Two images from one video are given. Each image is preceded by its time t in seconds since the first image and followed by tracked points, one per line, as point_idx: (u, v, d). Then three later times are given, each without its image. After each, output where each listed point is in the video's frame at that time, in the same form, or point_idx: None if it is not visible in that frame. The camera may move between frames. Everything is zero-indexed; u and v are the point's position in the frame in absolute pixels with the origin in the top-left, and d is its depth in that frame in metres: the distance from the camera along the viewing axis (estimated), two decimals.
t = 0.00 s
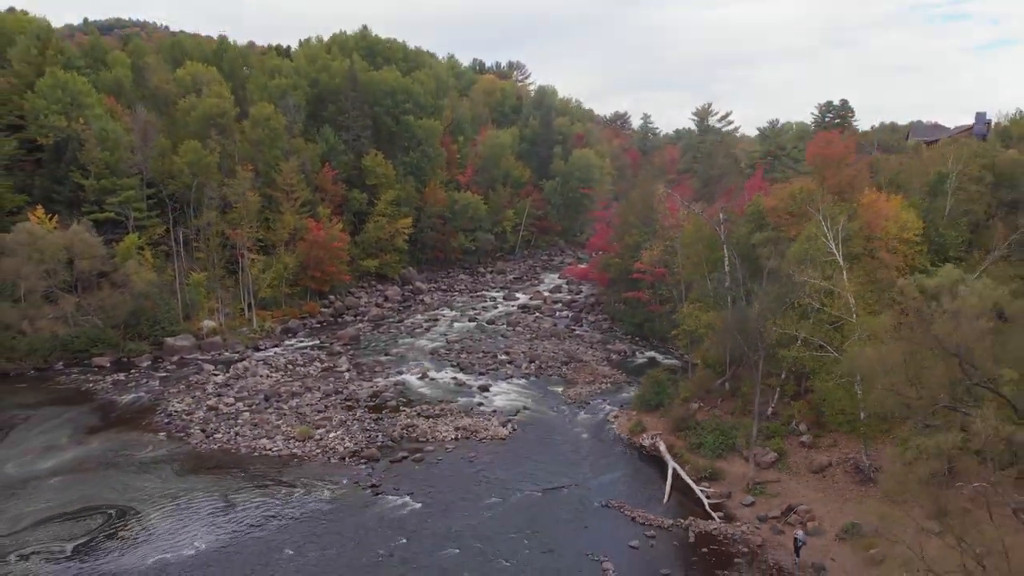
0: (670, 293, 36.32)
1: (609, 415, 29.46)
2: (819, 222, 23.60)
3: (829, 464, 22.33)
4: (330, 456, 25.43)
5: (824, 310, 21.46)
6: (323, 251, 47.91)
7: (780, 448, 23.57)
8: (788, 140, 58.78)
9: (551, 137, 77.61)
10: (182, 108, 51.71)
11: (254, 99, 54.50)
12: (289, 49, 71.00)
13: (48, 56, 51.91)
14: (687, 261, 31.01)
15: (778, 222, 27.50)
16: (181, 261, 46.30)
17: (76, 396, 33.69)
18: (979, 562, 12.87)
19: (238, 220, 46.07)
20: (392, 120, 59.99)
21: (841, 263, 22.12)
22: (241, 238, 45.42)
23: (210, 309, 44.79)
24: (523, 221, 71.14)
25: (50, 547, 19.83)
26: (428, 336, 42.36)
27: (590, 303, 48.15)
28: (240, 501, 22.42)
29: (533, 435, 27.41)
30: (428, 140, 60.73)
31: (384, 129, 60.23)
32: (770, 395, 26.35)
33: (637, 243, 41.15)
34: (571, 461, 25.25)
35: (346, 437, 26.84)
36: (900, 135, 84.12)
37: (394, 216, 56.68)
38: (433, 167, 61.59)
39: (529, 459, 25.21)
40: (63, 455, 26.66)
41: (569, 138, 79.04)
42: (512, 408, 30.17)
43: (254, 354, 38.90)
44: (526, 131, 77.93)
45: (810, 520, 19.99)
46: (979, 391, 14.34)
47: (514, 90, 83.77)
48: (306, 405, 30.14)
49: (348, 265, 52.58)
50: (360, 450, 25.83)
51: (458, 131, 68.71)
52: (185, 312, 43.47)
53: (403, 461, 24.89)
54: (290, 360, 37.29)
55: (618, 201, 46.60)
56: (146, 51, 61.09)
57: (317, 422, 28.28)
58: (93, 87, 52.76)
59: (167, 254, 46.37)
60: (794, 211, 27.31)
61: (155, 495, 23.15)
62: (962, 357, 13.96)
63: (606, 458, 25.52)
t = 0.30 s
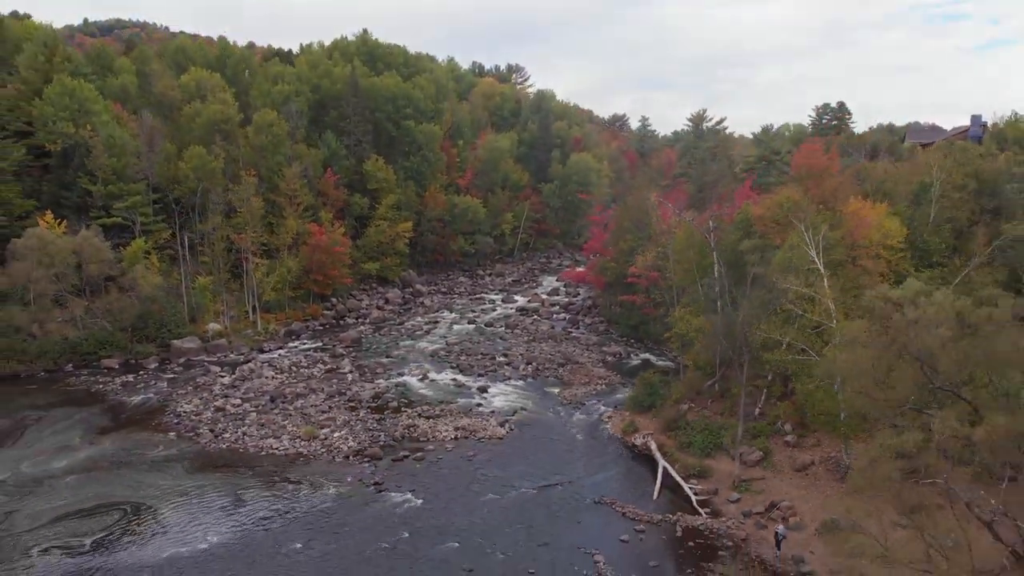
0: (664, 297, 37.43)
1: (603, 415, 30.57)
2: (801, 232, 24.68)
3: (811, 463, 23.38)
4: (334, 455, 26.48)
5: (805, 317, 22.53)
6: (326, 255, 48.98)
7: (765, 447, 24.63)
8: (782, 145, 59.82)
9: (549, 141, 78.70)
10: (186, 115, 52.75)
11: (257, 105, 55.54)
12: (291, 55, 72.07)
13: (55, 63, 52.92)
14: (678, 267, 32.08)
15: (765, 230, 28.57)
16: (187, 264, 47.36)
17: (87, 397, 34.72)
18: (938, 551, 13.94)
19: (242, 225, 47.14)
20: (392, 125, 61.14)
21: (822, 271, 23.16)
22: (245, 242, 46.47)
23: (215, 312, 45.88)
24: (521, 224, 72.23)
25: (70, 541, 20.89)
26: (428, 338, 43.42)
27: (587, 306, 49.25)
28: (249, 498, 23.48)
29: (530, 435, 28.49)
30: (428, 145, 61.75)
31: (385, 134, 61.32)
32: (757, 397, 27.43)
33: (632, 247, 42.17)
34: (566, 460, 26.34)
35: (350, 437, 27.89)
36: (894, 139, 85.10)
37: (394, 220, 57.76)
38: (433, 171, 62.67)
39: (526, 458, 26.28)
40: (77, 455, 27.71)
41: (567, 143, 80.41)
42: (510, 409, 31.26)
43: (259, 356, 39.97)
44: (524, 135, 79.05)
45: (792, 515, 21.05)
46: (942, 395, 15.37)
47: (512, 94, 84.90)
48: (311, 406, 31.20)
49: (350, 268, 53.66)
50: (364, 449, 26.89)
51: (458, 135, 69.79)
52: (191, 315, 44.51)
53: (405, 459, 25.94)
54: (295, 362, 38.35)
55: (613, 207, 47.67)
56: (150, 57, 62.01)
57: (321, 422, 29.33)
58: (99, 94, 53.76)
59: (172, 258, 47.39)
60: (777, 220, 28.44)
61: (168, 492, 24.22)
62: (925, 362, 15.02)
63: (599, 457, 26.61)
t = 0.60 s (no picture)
0: (657, 301, 38.50)
1: (598, 416, 31.62)
2: (784, 241, 25.71)
3: (796, 462, 24.38)
4: (339, 455, 27.49)
5: (789, 322, 23.51)
6: (328, 259, 50.07)
7: (753, 447, 25.68)
8: (777, 149, 60.80)
9: (547, 145, 79.80)
10: (190, 121, 53.80)
11: (260, 112, 56.57)
12: (293, 60, 73.16)
13: (61, 70, 53.94)
14: (669, 273, 33.14)
15: (753, 238, 29.61)
16: (192, 268, 48.37)
17: (97, 399, 35.72)
18: (904, 543, 14.98)
19: (246, 230, 48.15)
20: (393, 130, 62.27)
21: (805, 279, 24.18)
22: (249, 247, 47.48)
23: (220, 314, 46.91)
24: (520, 227, 73.24)
25: (88, 537, 21.92)
26: (428, 341, 44.45)
27: (583, 309, 50.33)
28: (258, 496, 24.50)
29: (527, 435, 29.53)
30: (428, 149, 62.71)
31: (385, 139, 62.38)
32: (746, 398, 28.48)
33: (628, 252, 43.18)
34: (561, 459, 27.37)
35: (353, 437, 28.92)
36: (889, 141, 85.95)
37: (395, 223, 58.80)
38: (433, 175, 63.69)
39: (523, 457, 27.33)
40: (90, 454, 28.72)
41: (565, 147, 81.61)
42: (508, 409, 32.31)
43: (263, 358, 41.00)
44: (523, 139, 80.13)
45: (776, 512, 22.07)
46: (910, 398, 16.39)
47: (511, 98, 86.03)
48: (315, 407, 32.23)
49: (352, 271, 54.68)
50: (367, 448, 27.90)
51: (458, 138, 71.03)
52: (197, 318, 45.48)
53: (406, 459, 26.96)
54: (298, 364, 39.39)
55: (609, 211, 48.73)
56: (154, 63, 62.93)
57: (325, 423, 30.36)
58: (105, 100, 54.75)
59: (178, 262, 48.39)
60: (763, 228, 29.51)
61: (179, 490, 25.25)
62: (893, 368, 16.01)
63: (593, 456, 27.64)
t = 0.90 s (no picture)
0: (652, 305, 39.47)
1: (593, 417, 32.58)
2: (772, 249, 26.68)
3: (783, 462, 25.31)
4: (342, 455, 28.42)
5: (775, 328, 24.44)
6: (330, 263, 51.10)
7: (742, 447, 26.62)
8: (773, 154, 61.64)
9: (545, 149, 80.83)
10: (194, 128, 54.62)
11: (263, 118, 57.55)
12: (295, 65, 74.23)
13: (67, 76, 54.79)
14: (662, 278, 34.11)
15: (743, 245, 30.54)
16: (196, 272, 49.31)
17: (106, 400, 36.63)
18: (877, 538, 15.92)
19: (250, 234, 49.07)
20: (393, 135, 63.42)
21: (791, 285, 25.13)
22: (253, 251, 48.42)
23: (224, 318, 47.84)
24: (519, 230, 74.19)
25: (103, 534, 22.86)
26: (429, 343, 45.39)
27: (581, 312, 51.29)
28: (265, 494, 25.44)
29: (524, 436, 30.48)
30: (429, 154, 63.55)
31: (386, 144, 63.40)
32: (736, 400, 29.43)
33: (624, 256, 44.14)
34: (558, 459, 28.31)
35: (356, 437, 29.86)
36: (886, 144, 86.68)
37: (395, 227, 59.77)
38: (433, 179, 64.66)
39: (520, 457, 28.30)
40: (102, 455, 29.64)
41: (563, 151, 82.70)
42: (506, 411, 33.26)
43: (267, 361, 41.94)
44: (522, 143, 81.15)
45: (763, 510, 23.00)
46: (884, 401, 17.36)
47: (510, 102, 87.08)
48: (319, 409, 33.17)
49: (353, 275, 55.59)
50: (370, 449, 28.84)
51: (457, 140, 73.11)
52: (202, 321, 46.39)
53: (407, 459, 27.91)
54: (302, 366, 40.32)
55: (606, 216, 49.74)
56: (158, 68, 63.89)
57: (329, 424, 31.29)
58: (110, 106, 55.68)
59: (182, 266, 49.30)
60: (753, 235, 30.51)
61: (190, 489, 26.18)
62: (867, 372, 16.99)
63: (589, 456, 28.57)
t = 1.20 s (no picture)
0: (647, 309, 40.41)
1: (589, 419, 33.48)
2: (761, 257, 27.62)
3: (772, 462, 26.21)
4: (345, 456, 29.29)
5: (763, 333, 25.38)
6: (332, 267, 52.14)
7: (732, 448, 27.53)
8: (769, 159, 62.56)
9: (544, 152, 81.76)
10: (196, 133, 55.71)
11: (266, 124, 58.47)
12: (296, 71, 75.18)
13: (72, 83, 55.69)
14: (657, 283, 35.04)
15: (735, 252, 31.48)
16: (200, 275, 50.20)
17: (114, 403, 37.50)
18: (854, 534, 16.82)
19: (254, 238, 49.98)
20: (393, 140, 64.41)
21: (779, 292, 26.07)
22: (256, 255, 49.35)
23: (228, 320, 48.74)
24: (518, 233, 75.10)
25: (116, 532, 23.74)
26: (429, 346, 46.28)
27: (578, 315, 52.20)
28: (271, 494, 26.31)
29: (522, 437, 31.39)
30: (429, 159, 64.42)
31: (387, 149, 64.33)
32: (727, 402, 30.34)
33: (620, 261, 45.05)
34: (554, 459, 29.22)
35: (359, 439, 30.73)
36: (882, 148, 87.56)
37: (396, 231, 60.63)
38: (433, 183, 65.58)
39: (518, 458, 29.21)
40: (112, 456, 30.51)
41: (562, 154, 83.63)
42: (504, 413, 34.16)
43: (271, 364, 42.82)
44: (521, 146, 82.06)
45: (751, 509, 23.88)
46: (862, 404, 18.27)
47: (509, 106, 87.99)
48: (322, 411, 34.05)
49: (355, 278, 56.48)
50: (372, 450, 29.73)
51: (456, 145, 74.06)
52: (206, 324, 47.27)
53: (409, 460, 28.82)
54: (305, 368, 41.22)
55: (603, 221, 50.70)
56: (162, 74, 64.77)
57: (332, 426, 32.15)
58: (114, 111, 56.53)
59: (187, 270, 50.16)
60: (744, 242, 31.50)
61: (198, 489, 27.06)
62: (846, 377, 17.93)
63: (585, 457, 29.47)
